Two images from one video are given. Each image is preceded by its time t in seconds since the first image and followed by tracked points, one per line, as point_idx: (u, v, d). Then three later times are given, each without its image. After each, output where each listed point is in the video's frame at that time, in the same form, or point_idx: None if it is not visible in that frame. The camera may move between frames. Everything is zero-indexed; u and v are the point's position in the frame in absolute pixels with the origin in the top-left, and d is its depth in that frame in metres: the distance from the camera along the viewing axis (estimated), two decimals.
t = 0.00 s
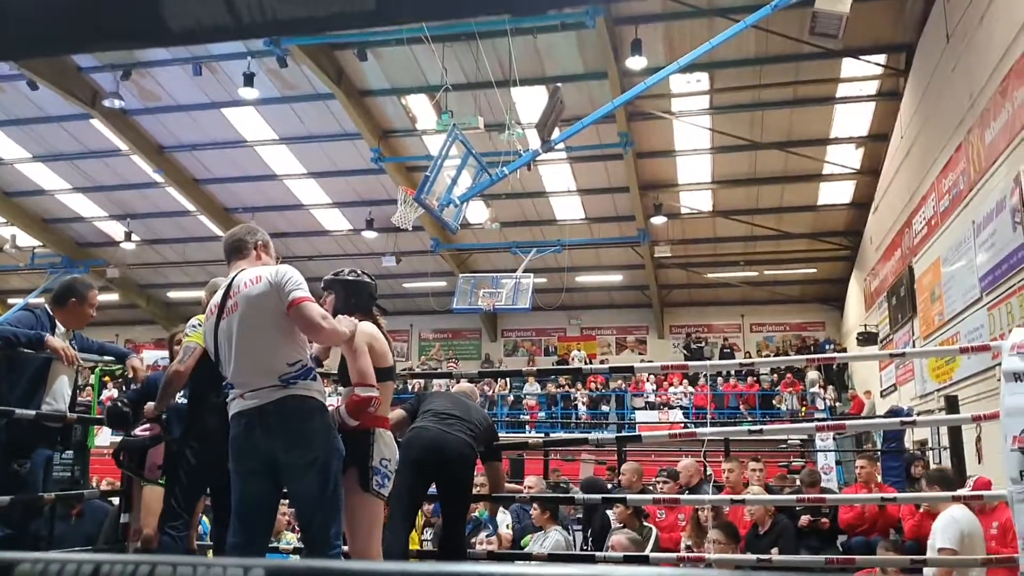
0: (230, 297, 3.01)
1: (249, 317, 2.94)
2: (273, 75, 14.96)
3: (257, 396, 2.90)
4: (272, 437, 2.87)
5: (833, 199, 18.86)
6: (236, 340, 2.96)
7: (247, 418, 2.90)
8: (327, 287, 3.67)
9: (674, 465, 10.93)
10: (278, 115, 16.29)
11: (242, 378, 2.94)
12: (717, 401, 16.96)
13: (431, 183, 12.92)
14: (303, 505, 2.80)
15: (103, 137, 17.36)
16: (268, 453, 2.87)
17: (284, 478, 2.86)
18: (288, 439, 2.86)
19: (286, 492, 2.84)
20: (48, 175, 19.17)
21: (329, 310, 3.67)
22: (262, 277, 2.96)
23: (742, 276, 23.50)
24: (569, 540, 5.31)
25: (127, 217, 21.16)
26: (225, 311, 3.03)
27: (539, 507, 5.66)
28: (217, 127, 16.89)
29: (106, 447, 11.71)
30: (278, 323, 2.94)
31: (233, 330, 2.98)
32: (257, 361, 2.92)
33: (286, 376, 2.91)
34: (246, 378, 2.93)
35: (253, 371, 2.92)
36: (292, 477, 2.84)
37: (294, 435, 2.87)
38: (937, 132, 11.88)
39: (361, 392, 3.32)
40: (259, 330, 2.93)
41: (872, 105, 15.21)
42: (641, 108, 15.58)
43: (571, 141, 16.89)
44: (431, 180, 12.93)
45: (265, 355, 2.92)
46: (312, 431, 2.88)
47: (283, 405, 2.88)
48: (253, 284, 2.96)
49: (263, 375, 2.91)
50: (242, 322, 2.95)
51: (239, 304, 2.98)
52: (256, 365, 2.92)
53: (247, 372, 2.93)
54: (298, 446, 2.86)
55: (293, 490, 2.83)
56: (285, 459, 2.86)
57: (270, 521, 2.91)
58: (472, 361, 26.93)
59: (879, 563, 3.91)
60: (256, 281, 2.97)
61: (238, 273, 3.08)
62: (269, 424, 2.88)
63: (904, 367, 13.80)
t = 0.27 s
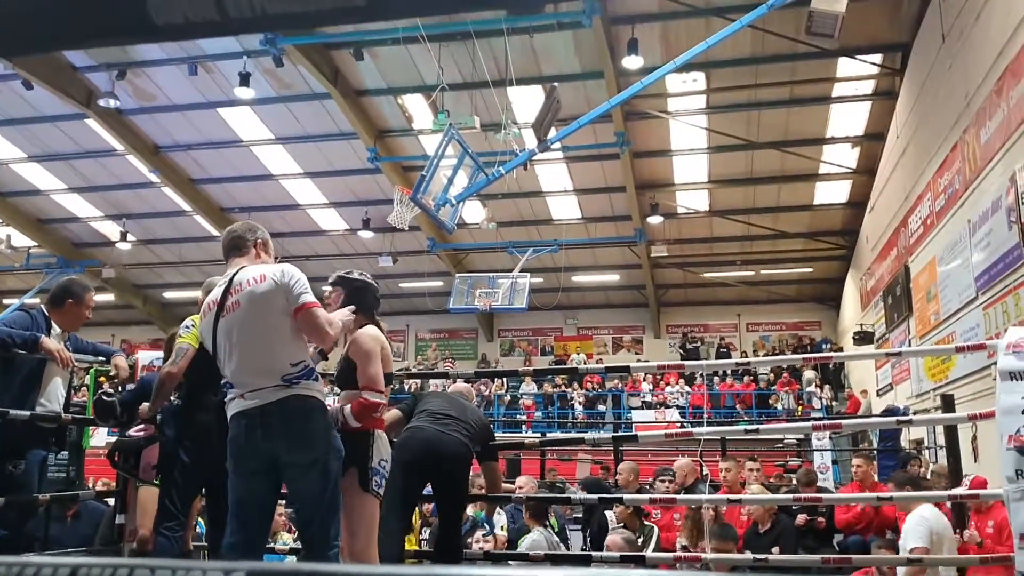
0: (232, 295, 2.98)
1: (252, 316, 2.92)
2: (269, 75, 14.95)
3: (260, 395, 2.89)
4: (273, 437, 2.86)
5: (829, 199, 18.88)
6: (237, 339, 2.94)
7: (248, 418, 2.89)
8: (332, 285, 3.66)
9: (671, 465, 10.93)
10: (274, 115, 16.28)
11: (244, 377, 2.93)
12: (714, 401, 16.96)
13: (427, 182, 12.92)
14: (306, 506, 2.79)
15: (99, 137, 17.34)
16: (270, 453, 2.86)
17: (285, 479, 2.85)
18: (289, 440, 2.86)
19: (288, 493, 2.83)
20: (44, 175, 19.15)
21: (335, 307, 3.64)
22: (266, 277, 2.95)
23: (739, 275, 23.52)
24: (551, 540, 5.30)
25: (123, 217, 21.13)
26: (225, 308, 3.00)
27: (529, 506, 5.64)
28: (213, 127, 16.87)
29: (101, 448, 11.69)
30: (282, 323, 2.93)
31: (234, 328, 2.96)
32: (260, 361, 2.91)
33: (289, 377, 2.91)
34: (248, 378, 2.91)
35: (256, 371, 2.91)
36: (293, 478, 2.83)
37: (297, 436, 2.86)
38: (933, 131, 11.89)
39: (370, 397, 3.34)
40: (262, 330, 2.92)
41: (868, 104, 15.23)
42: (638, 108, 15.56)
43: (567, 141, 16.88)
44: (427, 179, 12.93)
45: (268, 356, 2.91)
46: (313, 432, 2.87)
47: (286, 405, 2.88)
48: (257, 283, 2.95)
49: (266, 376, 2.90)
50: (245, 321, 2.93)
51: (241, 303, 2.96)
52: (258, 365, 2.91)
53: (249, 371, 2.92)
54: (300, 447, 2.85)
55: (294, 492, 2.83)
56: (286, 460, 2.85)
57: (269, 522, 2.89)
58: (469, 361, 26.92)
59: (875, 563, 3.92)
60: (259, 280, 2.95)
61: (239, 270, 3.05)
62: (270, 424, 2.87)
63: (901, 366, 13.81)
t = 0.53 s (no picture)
0: (236, 292, 2.96)
1: (256, 314, 2.91)
2: (268, 74, 14.92)
3: (261, 393, 2.88)
4: (274, 435, 2.84)
5: (828, 197, 18.86)
6: (240, 337, 2.93)
7: (250, 416, 2.87)
8: (338, 284, 3.63)
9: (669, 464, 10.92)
10: (273, 114, 16.27)
11: (246, 375, 2.91)
12: (713, 400, 16.95)
13: (425, 181, 12.90)
14: (307, 505, 2.79)
15: (97, 136, 17.31)
16: (270, 452, 2.84)
17: (286, 477, 2.84)
18: (291, 438, 2.84)
19: (288, 491, 2.82)
20: (43, 174, 19.13)
21: (342, 308, 3.62)
22: (270, 276, 2.93)
23: (738, 274, 23.51)
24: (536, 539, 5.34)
25: (122, 216, 21.12)
26: (228, 305, 2.98)
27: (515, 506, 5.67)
28: (212, 126, 16.86)
29: (99, 447, 11.67)
30: (285, 323, 2.92)
31: (237, 326, 2.94)
32: (262, 360, 2.89)
33: (291, 376, 2.90)
34: (249, 377, 2.90)
35: (258, 369, 2.89)
36: (295, 476, 2.82)
37: (298, 434, 2.85)
38: (933, 129, 11.87)
39: (392, 402, 3.33)
40: (266, 328, 2.90)
41: (867, 104, 15.23)
42: (637, 107, 15.56)
43: (566, 140, 16.87)
44: (426, 178, 12.91)
45: (271, 355, 2.90)
46: (314, 430, 2.87)
47: (287, 404, 2.86)
48: (262, 281, 2.93)
49: (269, 374, 2.89)
50: (249, 318, 2.92)
51: (245, 301, 2.94)
52: (260, 364, 2.89)
53: (251, 368, 2.90)
54: (301, 445, 2.84)
55: (295, 490, 2.82)
56: (287, 458, 2.84)
57: (270, 520, 2.88)
58: (468, 360, 26.92)
59: (876, 562, 3.91)
60: (264, 279, 2.94)
61: (242, 268, 3.03)
62: (272, 423, 2.85)
63: (900, 365, 13.79)
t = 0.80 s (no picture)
0: (236, 295, 2.96)
1: (255, 319, 2.90)
2: (268, 76, 14.93)
3: (260, 396, 2.87)
4: (273, 438, 2.84)
5: (828, 198, 18.87)
6: (239, 341, 2.93)
7: (248, 419, 2.87)
8: (341, 288, 3.63)
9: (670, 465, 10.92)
10: (273, 115, 16.28)
11: (245, 379, 2.91)
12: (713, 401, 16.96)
13: (425, 183, 12.92)
14: (306, 508, 2.79)
15: (97, 138, 17.32)
16: (269, 455, 2.84)
17: (284, 479, 2.84)
18: (289, 441, 2.84)
19: (286, 494, 2.82)
20: (42, 175, 19.13)
21: (344, 312, 3.62)
22: (269, 280, 2.92)
23: (737, 275, 23.52)
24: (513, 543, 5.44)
25: (121, 217, 21.11)
26: (228, 309, 2.98)
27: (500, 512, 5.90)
28: (211, 128, 16.86)
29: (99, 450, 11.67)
30: (284, 327, 2.92)
31: (237, 330, 2.94)
32: (262, 364, 2.90)
33: (290, 379, 2.90)
34: (248, 381, 2.90)
35: (257, 373, 2.89)
36: (293, 479, 2.82)
37: (297, 438, 2.85)
38: (932, 131, 11.89)
39: (399, 405, 3.36)
40: (265, 333, 2.90)
41: (866, 105, 15.24)
42: (637, 108, 15.54)
43: (565, 141, 16.87)
44: (426, 180, 12.92)
45: (270, 359, 2.90)
46: (313, 433, 2.87)
47: (286, 407, 2.86)
48: (262, 285, 2.92)
49: (268, 378, 2.89)
50: (248, 323, 2.91)
51: (244, 305, 2.94)
52: (260, 369, 2.89)
53: (251, 372, 2.90)
54: (300, 448, 2.84)
55: (294, 494, 2.82)
56: (285, 461, 2.84)
57: (269, 524, 2.88)
58: (468, 361, 26.92)
59: (876, 562, 3.92)
60: (263, 283, 2.93)
61: (241, 271, 3.02)
62: (271, 426, 2.85)
63: (900, 366, 13.80)
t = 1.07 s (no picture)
0: (238, 297, 2.96)
1: (257, 321, 2.91)
2: (267, 77, 14.95)
3: (260, 398, 2.88)
4: (272, 440, 2.85)
5: (826, 200, 18.89)
6: (241, 343, 2.94)
7: (248, 421, 2.88)
8: (337, 289, 3.63)
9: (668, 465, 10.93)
10: (271, 117, 16.31)
11: (245, 381, 2.92)
12: (711, 402, 16.97)
13: (424, 184, 12.93)
14: (303, 509, 2.80)
15: (95, 139, 17.33)
16: (268, 456, 2.85)
17: (283, 481, 2.85)
18: (289, 443, 2.85)
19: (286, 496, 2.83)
20: (41, 176, 19.14)
21: (342, 313, 3.61)
22: (271, 282, 2.93)
23: (736, 276, 23.54)
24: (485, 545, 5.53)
25: (120, 218, 21.11)
26: (230, 310, 2.98)
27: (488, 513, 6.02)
28: (210, 129, 16.86)
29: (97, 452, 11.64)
30: (285, 330, 2.92)
31: (239, 332, 2.94)
32: (262, 365, 2.90)
33: (289, 382, 2.90)
34: (249, 383, 2.91)
35: (257, 374, 2.90)
36: (292, 481, 2.83)
37: (296, 439, 2.86)
38: (931, 132, 11.88)
39: (395, 403, 3.35)
40: (266, 335, 2.91)
41: (865, 106, 15.26)
42: (636, 109, 15.57)
43: (564, 142, 16.90)
44: (424, 180, 12.93)
45: (270, 361, 2.91)
46: (312, 435, 2.87)
47: (285, 410, 2.87)
48: (264, 287, 2.92)
49: (268, 380, 2.89)
50: (250, 323, 2.92)
51: (246, 307, 2.94)
52: (260, 371, 2.90)
53: (251, 374, 2.91)
54: (299, 449, 2.85)
55: (292, 495, 2.83)
56: (284, 462, 2.84)
57: (269, 525, 2.90)
58: (467, 362, 26.94)
59: (874, 564, 3.91)
60: (265, 285, 2.93)
61: (244, 272, 3.02)
62: (270, 429, 2.86)
63: (898, 367, 13.79)
